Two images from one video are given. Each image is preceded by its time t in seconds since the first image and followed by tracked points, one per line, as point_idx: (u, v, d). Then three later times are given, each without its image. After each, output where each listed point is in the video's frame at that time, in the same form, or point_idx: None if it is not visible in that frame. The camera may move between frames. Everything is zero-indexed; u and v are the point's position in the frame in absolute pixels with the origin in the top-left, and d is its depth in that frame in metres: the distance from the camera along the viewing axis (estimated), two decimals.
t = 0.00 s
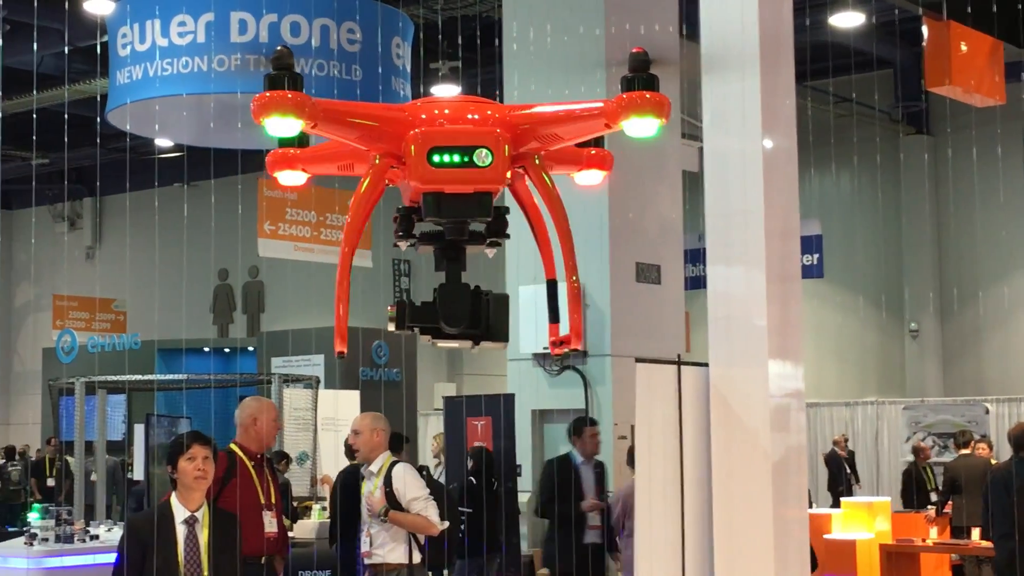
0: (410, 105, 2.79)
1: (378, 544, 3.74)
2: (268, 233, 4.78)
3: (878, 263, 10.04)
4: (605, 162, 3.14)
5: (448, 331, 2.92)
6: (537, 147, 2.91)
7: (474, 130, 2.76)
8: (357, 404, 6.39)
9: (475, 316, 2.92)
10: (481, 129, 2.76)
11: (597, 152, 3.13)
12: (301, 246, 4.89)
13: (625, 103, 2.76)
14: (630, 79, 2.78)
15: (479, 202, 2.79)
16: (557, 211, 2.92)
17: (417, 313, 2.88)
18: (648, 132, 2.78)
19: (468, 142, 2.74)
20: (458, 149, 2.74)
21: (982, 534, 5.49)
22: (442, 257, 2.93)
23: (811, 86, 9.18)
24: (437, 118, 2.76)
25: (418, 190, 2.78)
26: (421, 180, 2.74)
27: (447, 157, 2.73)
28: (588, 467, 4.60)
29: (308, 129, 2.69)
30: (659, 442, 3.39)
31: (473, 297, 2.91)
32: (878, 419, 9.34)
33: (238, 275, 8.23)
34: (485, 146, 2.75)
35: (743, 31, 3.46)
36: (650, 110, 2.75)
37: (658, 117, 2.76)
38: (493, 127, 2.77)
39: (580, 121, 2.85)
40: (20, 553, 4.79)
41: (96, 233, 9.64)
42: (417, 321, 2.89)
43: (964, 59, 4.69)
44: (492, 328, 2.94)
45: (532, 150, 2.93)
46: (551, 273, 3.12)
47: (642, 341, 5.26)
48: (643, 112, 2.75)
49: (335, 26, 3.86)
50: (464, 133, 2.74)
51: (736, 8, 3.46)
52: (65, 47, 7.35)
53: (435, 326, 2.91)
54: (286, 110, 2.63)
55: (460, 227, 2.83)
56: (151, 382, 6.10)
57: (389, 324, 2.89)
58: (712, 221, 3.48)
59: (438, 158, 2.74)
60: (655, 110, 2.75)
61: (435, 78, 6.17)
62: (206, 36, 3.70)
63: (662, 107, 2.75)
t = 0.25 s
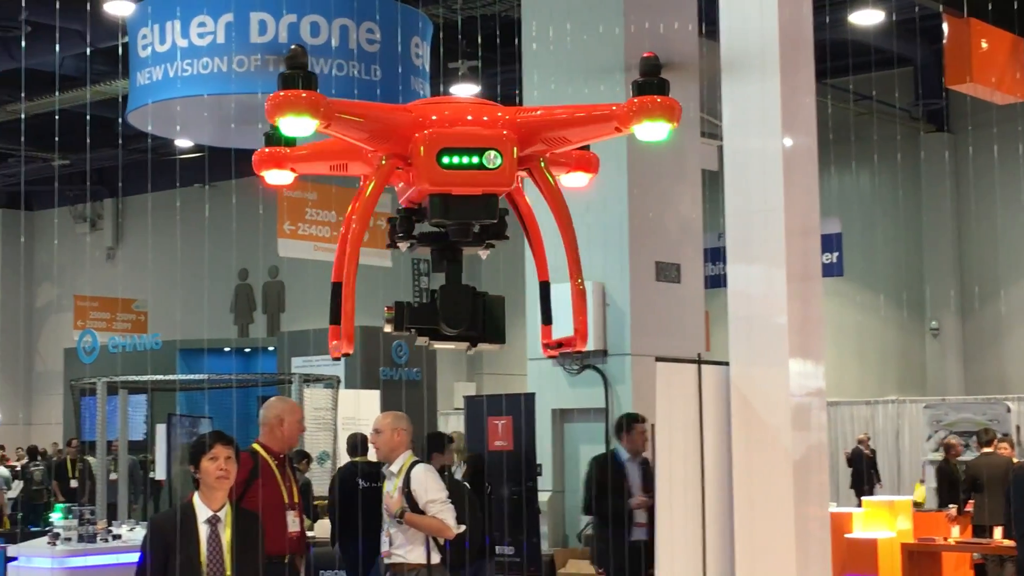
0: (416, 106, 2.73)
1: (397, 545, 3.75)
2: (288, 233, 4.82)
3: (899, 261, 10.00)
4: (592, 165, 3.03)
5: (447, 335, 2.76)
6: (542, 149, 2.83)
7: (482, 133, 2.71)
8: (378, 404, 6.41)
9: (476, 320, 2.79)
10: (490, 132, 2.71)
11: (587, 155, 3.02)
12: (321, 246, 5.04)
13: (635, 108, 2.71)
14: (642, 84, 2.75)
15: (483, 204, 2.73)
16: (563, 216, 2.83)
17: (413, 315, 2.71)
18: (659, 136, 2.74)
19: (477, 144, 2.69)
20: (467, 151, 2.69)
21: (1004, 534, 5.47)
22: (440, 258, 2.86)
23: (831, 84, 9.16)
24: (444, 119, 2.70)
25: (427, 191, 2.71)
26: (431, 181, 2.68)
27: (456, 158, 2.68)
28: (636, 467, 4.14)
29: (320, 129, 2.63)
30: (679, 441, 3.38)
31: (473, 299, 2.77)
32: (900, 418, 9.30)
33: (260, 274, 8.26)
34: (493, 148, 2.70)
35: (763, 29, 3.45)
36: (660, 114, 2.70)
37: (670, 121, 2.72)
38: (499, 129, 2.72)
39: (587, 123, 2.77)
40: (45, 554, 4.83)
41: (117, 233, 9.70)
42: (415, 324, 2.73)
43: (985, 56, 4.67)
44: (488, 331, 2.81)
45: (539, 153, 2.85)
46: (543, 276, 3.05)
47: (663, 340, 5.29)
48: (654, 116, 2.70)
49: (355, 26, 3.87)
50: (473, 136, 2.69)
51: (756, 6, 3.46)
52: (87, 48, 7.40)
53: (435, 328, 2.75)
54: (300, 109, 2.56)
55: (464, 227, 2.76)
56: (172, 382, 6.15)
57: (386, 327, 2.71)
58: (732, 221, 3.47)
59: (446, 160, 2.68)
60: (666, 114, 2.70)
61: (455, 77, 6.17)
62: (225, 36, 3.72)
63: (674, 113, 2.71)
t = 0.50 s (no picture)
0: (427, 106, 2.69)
1: (423, 544, 3.76)
2: (312, 231, 4.94)
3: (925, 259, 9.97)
4: (575, 167, 3.24)
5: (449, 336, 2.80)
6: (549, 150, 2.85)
7: (496, 131, 2.68)
8: (403, 403, 6.44)
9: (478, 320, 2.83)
10: (503, 130, 2.69)
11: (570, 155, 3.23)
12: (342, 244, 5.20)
13: (649, 110, 2.77)
14: (653, 86, 2.81)
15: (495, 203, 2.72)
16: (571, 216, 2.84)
17: (414, 315, 2.74)
18: (671, 138, 2.80)
19: (491, 142, 2.67)
20: (482, 150, 2.66)
21: None
22: (440, 259, 2.87)
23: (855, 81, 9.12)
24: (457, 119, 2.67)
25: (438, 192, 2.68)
26: (444, 182, 2.64)
27: (470, 158, 2.65)
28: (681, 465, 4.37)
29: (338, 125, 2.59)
30: (705, 439, 3.37)
31: (474, 300, 2.82)
32: (926, 416, 9.28)
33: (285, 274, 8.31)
34: (506, 147, 2.68)
35: (787, 26, 3.44)
36: (674, 116, 2.76)
37: (682, 123, 2.78)
38: (512, 129, 2.71)
39: (598, 124, 2.81)
40: (72, 553, 4.87)
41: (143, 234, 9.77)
42: (417, 325, 2.75)
43: (1011, 52, 4.66)
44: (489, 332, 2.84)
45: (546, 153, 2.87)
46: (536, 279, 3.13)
47: (688, 339, 5.33)
48: (667, 118, 2.76)
49: (379, 26, 3.90)
50: (487, 134, 2.67)
51: (780, 3, 3.45)
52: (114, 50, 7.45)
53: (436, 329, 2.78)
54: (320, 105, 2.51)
55: (471, 228, 2.78)
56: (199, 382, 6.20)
57: (384, 328, 2.71)
58: (758, 217, 3.46)
59: (460, 159, 2.65)
60: (679, 116, 2.77)
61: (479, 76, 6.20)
62: (251, 37, 3.75)
63: (687, 115, 2.78)
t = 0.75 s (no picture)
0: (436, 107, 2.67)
1: (448, 544, 3.77)
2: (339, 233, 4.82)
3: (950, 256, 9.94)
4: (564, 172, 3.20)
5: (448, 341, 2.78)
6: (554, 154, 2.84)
7: (506, 134, 2.67)
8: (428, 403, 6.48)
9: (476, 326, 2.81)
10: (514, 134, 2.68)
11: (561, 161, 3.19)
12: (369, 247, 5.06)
13: (659, 116, 2.78)
14: (663, 92, 2.82)
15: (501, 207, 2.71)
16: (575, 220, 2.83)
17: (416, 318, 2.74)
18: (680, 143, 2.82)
19: (501, 145, 2.65)
20: (492, 153, 2.64)
21: None
22: (439, 262, 2.88)
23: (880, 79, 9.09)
24: (468, 121, 2.65)
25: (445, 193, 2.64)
26: (453, 183, 2.61)
27: (481, 160, 2.63)
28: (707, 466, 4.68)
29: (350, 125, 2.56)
30: (731, 439, 3.36)
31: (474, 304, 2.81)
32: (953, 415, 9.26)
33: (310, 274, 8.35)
34: (516, 151, 2.66)
35: (812, 25, 3.44)
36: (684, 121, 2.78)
37: (690, 131, 2.81)
38: (522, 131, 2.70)
39: (605, 129, 2.82)
40: (100, 552, 4.93)
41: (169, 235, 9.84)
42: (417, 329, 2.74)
43: None
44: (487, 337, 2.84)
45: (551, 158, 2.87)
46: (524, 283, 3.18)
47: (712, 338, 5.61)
48: (678, 124, 2.78)
49: (403, 25, 3.91)
50: (498, 137, 2.65)
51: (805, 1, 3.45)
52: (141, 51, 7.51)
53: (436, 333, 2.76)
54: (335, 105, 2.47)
55: (476, 231, 2.77)
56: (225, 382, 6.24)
57: (382, 331, 2.72)
58: (783, 217, 3.45)
59: (470, 161, 2.62)
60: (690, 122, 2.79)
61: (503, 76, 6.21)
62: (275, 38, 3.77)
63: (696, 122, 2.81)
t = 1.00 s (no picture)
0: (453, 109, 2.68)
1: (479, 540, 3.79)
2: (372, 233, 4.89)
3: (983, 252, 9.87)
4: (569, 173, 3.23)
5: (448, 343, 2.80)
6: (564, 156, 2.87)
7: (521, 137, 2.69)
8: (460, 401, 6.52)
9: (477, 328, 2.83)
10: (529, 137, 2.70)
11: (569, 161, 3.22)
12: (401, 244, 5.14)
13: (671, 122, 2.82)
14: (675, 98, 2.85)
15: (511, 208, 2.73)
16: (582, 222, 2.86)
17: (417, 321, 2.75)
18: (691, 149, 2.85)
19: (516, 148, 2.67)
20: (507, 155, 2.66)
21: None
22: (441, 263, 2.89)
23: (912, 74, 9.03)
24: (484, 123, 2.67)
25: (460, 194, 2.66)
26: (469, 184, 2.62)
27: (497, 162, 2.65)
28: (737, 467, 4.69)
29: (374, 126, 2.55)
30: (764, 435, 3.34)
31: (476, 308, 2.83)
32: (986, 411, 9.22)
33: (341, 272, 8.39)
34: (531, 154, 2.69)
35: (844, 19, 3.42)
36: (697, 126, 2.81)
37: (703, 137, 2.83)
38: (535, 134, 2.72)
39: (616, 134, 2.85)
40: (135, 550, 4.98)
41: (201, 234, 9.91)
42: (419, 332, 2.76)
43: None
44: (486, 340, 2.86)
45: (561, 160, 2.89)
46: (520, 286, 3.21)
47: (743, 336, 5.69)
48: (690, 130, 2.81)
49: (432, 24, 3.93)
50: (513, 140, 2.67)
51: None
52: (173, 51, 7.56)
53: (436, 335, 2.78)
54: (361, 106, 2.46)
55: (485, 232, 2.79)
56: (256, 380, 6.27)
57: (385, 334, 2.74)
58: (814, 214, 3.43)
59: (488, 163, 2.64)
60: (703, 128, 2.81)
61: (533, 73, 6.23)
62: (305, 37, 3.79)
63: (709, 127, 2.83)
